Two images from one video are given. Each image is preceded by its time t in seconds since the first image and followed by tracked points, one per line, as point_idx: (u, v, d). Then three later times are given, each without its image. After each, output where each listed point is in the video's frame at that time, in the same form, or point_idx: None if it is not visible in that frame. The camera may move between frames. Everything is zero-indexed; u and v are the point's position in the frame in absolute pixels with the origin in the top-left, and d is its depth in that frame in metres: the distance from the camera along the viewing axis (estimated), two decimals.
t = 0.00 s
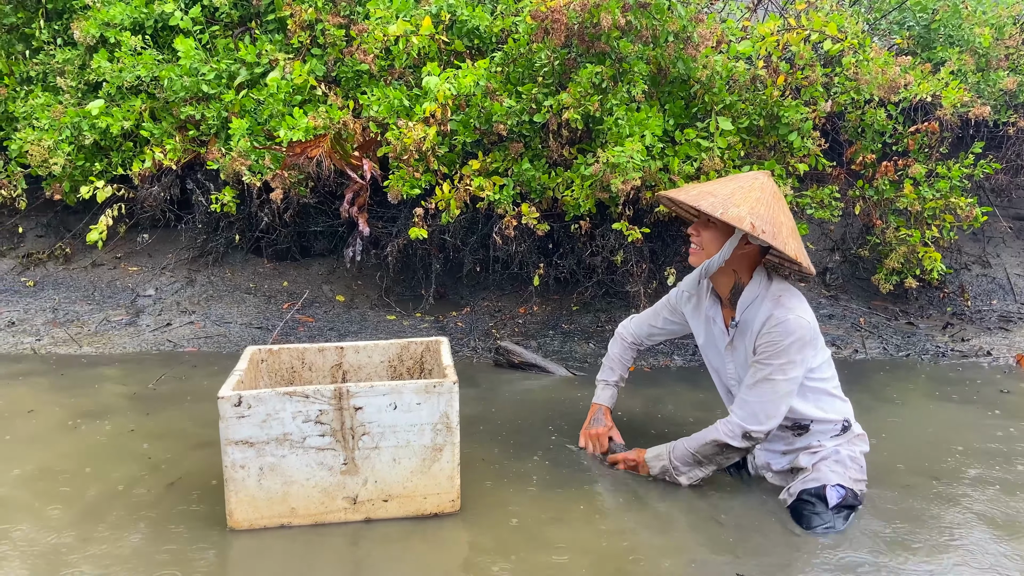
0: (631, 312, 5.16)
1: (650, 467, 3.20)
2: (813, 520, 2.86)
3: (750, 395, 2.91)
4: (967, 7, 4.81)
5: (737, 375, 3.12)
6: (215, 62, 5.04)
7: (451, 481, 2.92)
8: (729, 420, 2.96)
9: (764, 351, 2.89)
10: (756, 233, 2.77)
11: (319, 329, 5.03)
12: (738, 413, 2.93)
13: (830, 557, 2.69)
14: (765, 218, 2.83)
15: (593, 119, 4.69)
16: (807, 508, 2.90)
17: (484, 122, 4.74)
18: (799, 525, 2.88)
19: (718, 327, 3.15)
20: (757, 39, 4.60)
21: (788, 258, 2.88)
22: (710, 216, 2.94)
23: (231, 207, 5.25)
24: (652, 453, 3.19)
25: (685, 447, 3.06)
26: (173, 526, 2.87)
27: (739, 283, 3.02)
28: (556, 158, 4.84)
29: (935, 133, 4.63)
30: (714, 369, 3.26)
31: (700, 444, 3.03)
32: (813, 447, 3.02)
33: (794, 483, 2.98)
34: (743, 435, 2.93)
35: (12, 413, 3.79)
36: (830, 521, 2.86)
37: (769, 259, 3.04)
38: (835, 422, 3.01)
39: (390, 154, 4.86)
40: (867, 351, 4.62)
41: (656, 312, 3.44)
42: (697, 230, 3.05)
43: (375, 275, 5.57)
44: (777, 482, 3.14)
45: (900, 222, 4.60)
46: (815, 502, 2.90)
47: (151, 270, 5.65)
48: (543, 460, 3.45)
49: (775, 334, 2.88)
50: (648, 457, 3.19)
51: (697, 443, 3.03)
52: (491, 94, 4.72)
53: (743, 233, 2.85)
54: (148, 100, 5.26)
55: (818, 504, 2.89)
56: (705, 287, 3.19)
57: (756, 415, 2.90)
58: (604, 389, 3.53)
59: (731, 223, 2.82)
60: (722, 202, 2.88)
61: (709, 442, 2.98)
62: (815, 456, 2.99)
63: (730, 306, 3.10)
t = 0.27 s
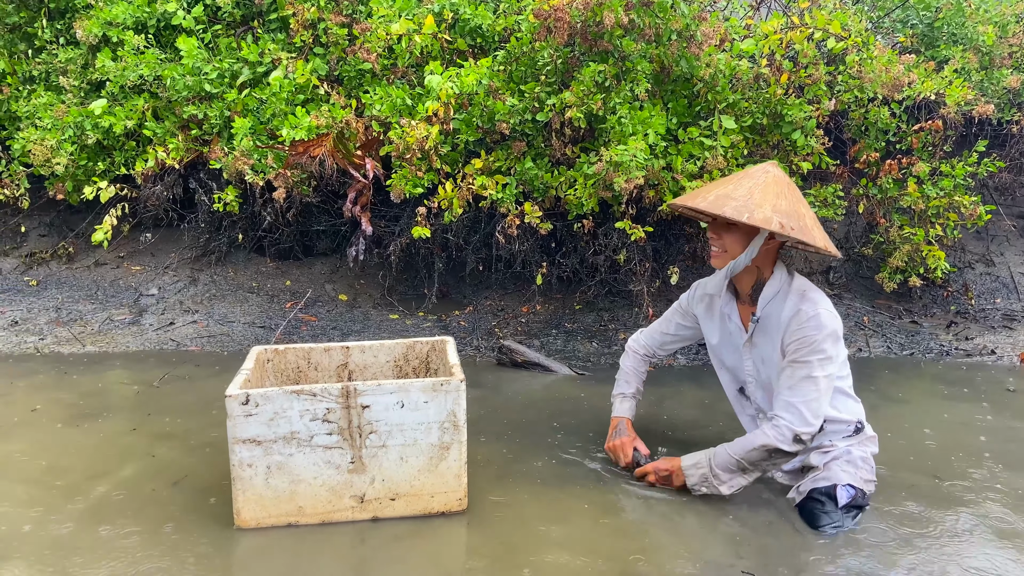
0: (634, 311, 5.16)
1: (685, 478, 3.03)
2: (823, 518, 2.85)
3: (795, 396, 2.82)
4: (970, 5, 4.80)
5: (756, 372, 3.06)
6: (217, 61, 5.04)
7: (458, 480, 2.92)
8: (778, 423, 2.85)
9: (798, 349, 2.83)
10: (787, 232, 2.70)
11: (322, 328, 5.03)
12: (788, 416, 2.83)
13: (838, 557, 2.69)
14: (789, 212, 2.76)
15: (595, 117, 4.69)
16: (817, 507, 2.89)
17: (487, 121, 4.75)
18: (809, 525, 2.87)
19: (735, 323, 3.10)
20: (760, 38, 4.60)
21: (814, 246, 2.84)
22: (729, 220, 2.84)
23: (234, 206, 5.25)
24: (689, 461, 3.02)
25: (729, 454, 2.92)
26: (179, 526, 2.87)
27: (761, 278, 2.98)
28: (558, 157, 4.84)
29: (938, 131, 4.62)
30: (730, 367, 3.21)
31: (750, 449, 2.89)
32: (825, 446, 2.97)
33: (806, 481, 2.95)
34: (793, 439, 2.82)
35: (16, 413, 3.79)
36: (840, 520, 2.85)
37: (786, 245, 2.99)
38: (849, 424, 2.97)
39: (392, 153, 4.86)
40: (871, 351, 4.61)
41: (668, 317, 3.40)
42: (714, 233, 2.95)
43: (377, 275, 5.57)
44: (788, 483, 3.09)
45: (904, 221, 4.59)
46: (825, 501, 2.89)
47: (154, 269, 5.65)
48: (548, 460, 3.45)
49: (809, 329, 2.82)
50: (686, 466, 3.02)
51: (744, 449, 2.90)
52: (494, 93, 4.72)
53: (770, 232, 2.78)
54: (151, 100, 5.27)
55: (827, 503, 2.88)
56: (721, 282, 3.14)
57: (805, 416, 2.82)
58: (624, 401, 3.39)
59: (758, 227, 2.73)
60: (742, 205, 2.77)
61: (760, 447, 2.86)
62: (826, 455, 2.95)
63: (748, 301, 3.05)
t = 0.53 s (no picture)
0: (632, 309, 5.16)
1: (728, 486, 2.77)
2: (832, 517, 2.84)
3: (832, 385, 2.66)
4: (966, 3, 4.82)
5: (772, 370, 2.92)
6: (214, 59, 5.04)
7: (461, 478, 2.92)
8: (819, 414, 2.65)
9: (826, 339, 2.71)
10: (813, 231, 2.58)
11: (319, 326, 5.03)
12: (830, 406, 2.64)
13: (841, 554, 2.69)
14: (802, 208, 2.64)
15: (593, 115, 4.69)
16: (824, 505, 2.88)
17: (484, 119, 4.75)
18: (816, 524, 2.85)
19: (746, 323, 2.95)
20: (757, 35, 4.59)
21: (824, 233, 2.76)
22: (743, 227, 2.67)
23: (231, 205, 5.24)
24: (729, 466, 2.76)
25: (775, 453, 2.69)
26: (180, 525, 2.86)
27: (774, 272, 2.83)
28: (556, 155, 4.84)
29: (935, 128, 4.62)
30: (743, 371, 3.06)
31: (797, 446, 2.66)
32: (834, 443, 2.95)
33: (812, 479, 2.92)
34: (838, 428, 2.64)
35: (14, 412, 3.79)
36: (846, 519, 2.85)
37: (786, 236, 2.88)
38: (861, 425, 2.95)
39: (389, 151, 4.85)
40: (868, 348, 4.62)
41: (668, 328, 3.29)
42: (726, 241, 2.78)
43: (375, 273, 5.57)
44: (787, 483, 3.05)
45: (901, 218, 4.59)
46: (831, 499, 2.88)
47: (151, 268, 5.64)
48: (547, 458, 3.45)
49: (838, 317, 2.71)
50: (727, 472, 2.76)
51: (790, 446, 2.67)
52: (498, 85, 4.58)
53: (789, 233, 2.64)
54: (148, 98, 5.26)
55: (834, 501, 2.87)
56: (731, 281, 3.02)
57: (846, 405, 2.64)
58: (638, 420, 3.21)
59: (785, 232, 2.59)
60: (762, 211, 2.61)
61: (808, 440, 2.64)
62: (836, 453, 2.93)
63: (756, 300, 2.89)
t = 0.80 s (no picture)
0: (625, 305, 5.16)
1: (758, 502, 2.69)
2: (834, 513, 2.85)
3: (840, 376, 2.65)
4: None
5: (772, 366, 2.91)
6: (205, 55, 5.02)
7: (458, 472, 2.92)
8: (830, 407, 2.63)
9: (831, 330, 2.71)
10: (819, 226, 2.57)
11: (311, 323, 5.02)
12: (840, 397, 2.63)
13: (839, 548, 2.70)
14: (800, 205, 2.62)
15: (585, 111, 4.69)
16: (824, 499, 2.88)
17: (477, 115, 4.76)
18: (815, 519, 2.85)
19: (743, 320, 2.94)
20: (749, 31, 4.60)
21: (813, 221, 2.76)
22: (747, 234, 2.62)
23: (223, 201, 5.22)
24: (756, 481, 2.68)
25: (795, 457, 2.63)
26: (176, 523, 2.86)
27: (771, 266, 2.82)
28: (549, 150, 4.80)
29: (927, 123, 4.62)
30: (741, 371, 3.04)
31: (818, 446, 2.61)
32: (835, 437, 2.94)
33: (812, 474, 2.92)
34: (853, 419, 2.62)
35: (6, 409, 3.77)
36: (845, 513, 2.87)
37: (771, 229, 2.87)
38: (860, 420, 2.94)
39: (381, 147, 4.85)
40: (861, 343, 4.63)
41: (661, 335, 3.20)
42: (726, 247, 2.73)
43: (368, 269, 5.55)
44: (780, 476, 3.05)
45: (893, 213, 4.60)
46: (832, 493, 2.89)
47: (143, 265, 5.62)
48: (542, 455, 3.45)
49: (842, 309, 2.72)
50: (756, 487, 2.67)
51: (810, 447, 2.62)
52: (483, 87, 4.76)
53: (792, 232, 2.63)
54: (139, 95, 5.24)
55: (835, 495, 2.88)
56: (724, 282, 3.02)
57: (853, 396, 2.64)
58: (627, 438, 3.13)
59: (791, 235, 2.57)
60: (766, 216, 2.58)
61: (824, 438, 2.60)
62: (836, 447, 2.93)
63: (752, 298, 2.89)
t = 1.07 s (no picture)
0: (611, 297, 5.14)
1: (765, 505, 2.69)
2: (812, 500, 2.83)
3: (834, 374, 2.68)
4: None
5: (757, 359, 2.91)
6: (186, 46, 4.96)
7: (444, 462, 2.90)
8: (826, 405, 2.69)
9: (822, 326, 2.72)
10: (805, 216, 2.57)
11: (294, 316, 4.98)
12: (834, 395, 2.68)
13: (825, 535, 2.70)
14: (783, 194, 2.62)
15: (570, 102, 4.66)
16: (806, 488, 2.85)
17: (461, 106, 4.72)
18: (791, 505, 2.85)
19: (728, 314, 2.93)
20: (735, 22, 4.58)
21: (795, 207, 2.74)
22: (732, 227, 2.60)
23: (204, 194, 5.16)
24: (763, 485, 2.69)
25: (799, 456, 2.67)
26: (158, 517, 2.82)
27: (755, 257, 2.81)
28: (534, 142, 4.81)
29: (912, 114, 4.63)
30: (724, 364, 3.03)
31: (819, 443, 2.68)
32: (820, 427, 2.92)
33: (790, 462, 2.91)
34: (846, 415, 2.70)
35: None
36: (826, 504, 2.85)
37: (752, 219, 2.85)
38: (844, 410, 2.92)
39: (365, 139, 4.80)
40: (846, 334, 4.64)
41: (651, 331, 3.15)
42: (711, 238, 2.70)
43: (352, 263, 5.51)
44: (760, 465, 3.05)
45: (878, 205, 4.60)
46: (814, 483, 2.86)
47: (123, 259, 5.55)
48: (528, 446, 3.43)
49: (831, 304, 2.71)
50: (766, 492, 2.68)
51: (812, 445, 2.67)
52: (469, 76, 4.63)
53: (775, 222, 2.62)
54: (119, 86, 5.17)
55: (816, 485, 2.86)
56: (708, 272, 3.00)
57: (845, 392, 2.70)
58: (604, 440, 3.04)
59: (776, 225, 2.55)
60: (750, 206, 2.55)
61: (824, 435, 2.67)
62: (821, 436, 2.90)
63: (739, 291, 2.87)
